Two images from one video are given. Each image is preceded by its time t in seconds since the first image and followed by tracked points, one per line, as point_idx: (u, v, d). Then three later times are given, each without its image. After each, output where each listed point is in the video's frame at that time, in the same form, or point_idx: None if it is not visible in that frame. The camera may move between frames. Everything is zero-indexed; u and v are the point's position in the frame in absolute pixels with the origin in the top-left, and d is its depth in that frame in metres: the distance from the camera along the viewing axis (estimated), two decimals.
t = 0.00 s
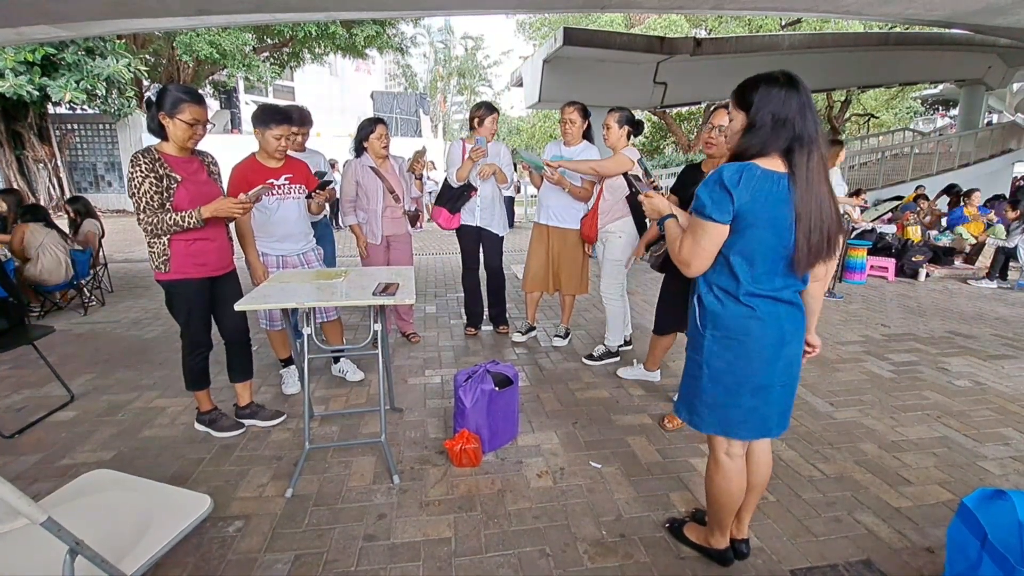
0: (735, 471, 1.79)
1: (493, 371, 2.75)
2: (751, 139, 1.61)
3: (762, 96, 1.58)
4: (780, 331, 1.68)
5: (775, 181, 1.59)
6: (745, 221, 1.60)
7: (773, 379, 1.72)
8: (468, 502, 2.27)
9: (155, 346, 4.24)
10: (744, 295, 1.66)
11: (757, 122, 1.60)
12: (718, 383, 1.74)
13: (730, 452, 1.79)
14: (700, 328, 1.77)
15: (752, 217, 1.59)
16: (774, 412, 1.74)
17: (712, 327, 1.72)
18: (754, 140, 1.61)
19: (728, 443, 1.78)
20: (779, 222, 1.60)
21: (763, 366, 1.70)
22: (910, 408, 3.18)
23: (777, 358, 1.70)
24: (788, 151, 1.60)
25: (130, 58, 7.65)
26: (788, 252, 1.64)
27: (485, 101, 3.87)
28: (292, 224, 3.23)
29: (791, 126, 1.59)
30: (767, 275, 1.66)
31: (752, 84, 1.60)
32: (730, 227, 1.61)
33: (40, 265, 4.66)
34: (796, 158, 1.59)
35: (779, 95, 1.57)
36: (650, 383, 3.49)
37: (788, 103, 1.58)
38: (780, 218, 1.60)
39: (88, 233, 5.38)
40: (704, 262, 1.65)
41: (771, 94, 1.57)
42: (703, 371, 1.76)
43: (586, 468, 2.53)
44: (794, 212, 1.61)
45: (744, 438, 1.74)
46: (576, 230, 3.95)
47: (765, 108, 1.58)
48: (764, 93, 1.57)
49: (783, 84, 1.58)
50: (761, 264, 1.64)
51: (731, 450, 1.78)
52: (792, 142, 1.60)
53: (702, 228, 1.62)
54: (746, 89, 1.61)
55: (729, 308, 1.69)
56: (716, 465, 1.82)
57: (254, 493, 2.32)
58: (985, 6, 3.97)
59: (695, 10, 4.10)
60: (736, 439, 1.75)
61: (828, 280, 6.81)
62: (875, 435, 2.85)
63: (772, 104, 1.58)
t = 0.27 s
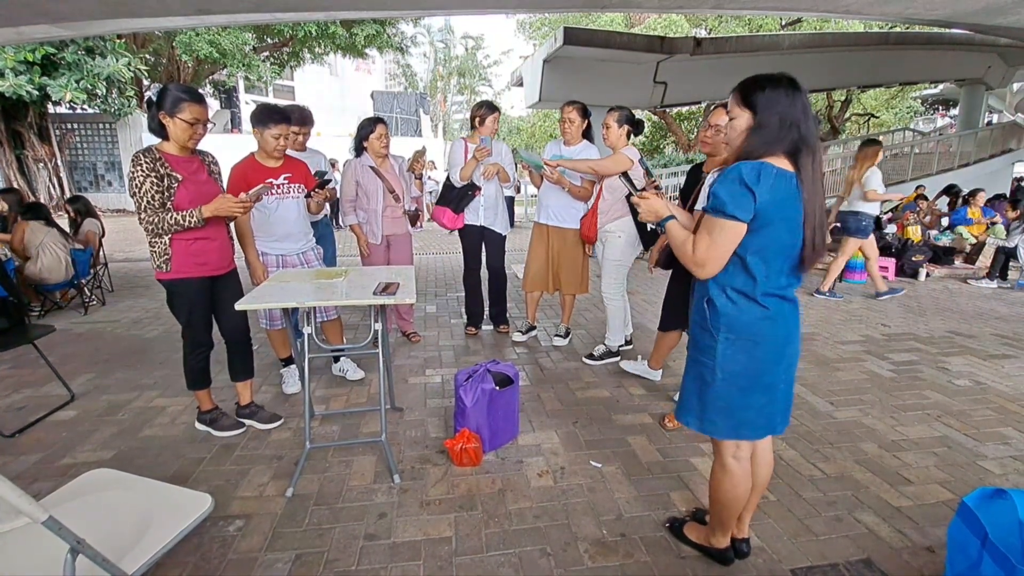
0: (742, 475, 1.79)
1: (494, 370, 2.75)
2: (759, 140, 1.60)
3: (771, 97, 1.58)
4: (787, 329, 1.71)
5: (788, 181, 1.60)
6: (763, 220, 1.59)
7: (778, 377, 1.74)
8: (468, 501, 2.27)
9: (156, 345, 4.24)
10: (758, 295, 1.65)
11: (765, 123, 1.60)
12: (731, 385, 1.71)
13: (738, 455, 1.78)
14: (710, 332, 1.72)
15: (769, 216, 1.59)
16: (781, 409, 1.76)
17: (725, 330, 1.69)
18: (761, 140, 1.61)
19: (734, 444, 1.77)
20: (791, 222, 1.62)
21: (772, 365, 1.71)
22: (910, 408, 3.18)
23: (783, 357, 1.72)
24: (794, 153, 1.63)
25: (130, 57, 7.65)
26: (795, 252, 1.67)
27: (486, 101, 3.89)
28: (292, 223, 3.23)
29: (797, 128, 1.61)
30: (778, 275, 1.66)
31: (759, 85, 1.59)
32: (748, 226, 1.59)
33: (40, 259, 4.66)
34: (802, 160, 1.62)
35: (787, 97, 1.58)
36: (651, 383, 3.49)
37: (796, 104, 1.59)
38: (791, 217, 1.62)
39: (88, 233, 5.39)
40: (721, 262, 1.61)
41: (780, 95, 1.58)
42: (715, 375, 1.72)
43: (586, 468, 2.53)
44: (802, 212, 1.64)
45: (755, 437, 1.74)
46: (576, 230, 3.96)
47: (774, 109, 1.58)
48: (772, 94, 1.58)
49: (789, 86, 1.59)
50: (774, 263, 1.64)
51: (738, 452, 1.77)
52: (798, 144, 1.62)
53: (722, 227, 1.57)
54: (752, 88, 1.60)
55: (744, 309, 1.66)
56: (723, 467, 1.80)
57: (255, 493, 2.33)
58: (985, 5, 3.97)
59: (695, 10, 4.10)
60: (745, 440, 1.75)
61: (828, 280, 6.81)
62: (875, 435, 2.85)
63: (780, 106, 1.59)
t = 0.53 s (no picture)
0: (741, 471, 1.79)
1: (494, 370, 2.75)
2: (765, 139, 1.61)
3: (777, 96, 1.59)
4: (788, 327, 1.73)
5: (794, 179, 1.61)
6: (772, 215, 1.59)
7: (779, 375, 1.75)
8: (468, 501, 2.28)
9: (156, 345, 4.24)
10: (765, 293, 1.66)
11: (771, 123, 1.60)
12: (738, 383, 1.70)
13: (738, 452, 1.78)
14: (718, 330, 1.70)
15: (777, 213, 1.60)
16: (782, 405, 1.78)
17: (733, 328, 1.67)
18: (766, 139, 1.61)
19: (734, 442, 1.77)
20: (795, 220, 1.65)
21: (776, 361, 1.72)
22: (910, 408, 3.18)
23: (784, 354, 1.74)
24: (796, 153, 1.65)
25: (130, 57, 7.64)
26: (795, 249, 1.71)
27: (488, 100, 3.89)
28: (292, 223, 3.23)
29: (799, 128, 1.63)
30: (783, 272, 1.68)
31: (765, 85, 1.59)
32: (758, 222, 1.58)
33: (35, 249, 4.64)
34: (803, 161, 1.66)
35: (792, 97, 1.60)
36: (651, 383, 3.49)
37: (800, 105, 1.61)
38: (795, 214, 1.65)
39: (89, 232, 5.41)
40: (730, 257, 1.58)
41: (784, 95, 1.59)
42: (722, 374, 1.70)
43: (586, 467, 2.53)
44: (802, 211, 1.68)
45: (758, 435, 1.75)
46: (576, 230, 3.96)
47: (779, 109, 1.60)
48: (777, 94, 1.59)
49: (792, 86, 1.61)
50: (780, 260, 1.66)
51: (738, 449, 1.77)
52: (800, 145, 1.64)
53: (736, 222, 1.55)
54: (758, 86, 1.60)
55: (751, 306, 1.66)
56: (722, 465, 1.80)
57: (255, 492, 2.33)
58: (986, 5, 3.97)
59: (695, 10, 4.10)
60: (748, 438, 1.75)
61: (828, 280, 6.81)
62: (875, 435, 2.85)
63: (785, 106, 1.60)
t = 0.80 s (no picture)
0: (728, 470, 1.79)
1: (494, 369, 2.75)
2: (760, 138, 1.61)
3: (775, 95, 1.59)
4: (783, 324, 1.72)
5: (789, 176, 1.61)
6: (765, 212, 1.59)
7: (773, 372, 1.75)
8: (468, 500, 2.28)
9: (156, 344, 4.24)
10: (757, 289, 1.66)
11: (768, 121, 1.61)
12: (729, 379, 1.71)
13: (724, 445, 1.79)
14: (709, 325, 1.71)
15: (770, 209, 1.60)
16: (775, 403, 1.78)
17: (724, 324, 1.68)
18: (763, 138, 1.61)
19: (723, 436, 1.78)
20: (789, 217, 1.64)
21: (770, 358, 1.72)
22: (910, 407, 3.18)
23: (778, 352, 1.74)
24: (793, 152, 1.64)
25: (130, 57, 7.64)
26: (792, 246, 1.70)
27: (489, 99, 3.90)
28: (292, 221, 3.22)
29: (795, 127, 1.62)
30: (777, 269, 1.68)
31: (761, 83, 1.60)
32: (747, 217, 1.59)
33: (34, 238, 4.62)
34: (802, 160, 1.65)
35: (787, 95, 1.60)
36: (651, 382, 3.50)
37: (799, 105, 1.61)
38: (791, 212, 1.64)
39: (88, 232, 5.42)
40: (717, 250, 1.59)
41: (781, 93, 1.59)
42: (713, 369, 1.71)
43: (586, 467, 2.53)
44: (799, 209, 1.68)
45: (749, 431, 1.75)
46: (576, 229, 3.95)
47: (774, 107, 1.60)
48: (776, 93, 1.59)
49: (788, 85, 1.61)
50: (774, 257, 1.66)
51: (726, 443, 1.79)
52: (796, 143, 1.64)
53: (725, 217, 1.56)
54: (756, 85, 1.60)
55: (743, 303, 1.66)
56: (711, 458, 1.81)
57: (255, 492, 2.33)
58: (986, 5, 3.97)
59: (695, 9, 4.10)
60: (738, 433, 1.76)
61: (829, 279, 6.80)
62: (875, 434, 2.85)
63: (781, 104, 1.60)
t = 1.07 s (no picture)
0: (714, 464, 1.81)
1: (494, 369, 2.75)
2: (745, 140, 1.61)
3: (757, 98, 1.60)
4: (770, 325, 1.70)
5: (770, 178, 1.61)
6: (742, 215, 1.60)
7: (760, 373, 1.73)
8: (468, 500, 2.28)
9: (157, 344, 4.25)
10: (739, 290, 1.66)
11: (751, 124, 1.61)
12: (710, 377, 1.72)
13: (708, 439, 1.80)
14: (691, 324, 1.73)
15: (749, 211, 1.60)
16: (763, 404, 1.76)
17: (704, 323, 1.70)
18: (748, 140, 1.61)
19: (708, 432, 1.79)
20: (772, 219, 1.63)
21: (754, 358, 1.71)
22: (910, 407, 3.18)
23: (765, 352, 1.72)
24: (780, 154, 1.63)
25: (130, 57, 7.63)
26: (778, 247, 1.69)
27: (491, 98, 3.91)
28: (294, 221, 3.22)
29: (782, 129, 1.62)
30: (761, 271, 1.67)
31: (744, 87, 1.61)
32: (725, 220, 1.61)
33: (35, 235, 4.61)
34: (789, 160, 1.64)
35: (771, 98, 1.61)
36: (651, 382, 3.50)
37: (783, 106, 1.61)
38: (774, 213, 1.63)
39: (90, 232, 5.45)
40: (697, 254, 1.62)
41: (764, 97, 1.60)
42: (694, 367, 1.73)
43: (586, 466, 2.54)
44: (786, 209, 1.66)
45: (734, 429, 1.75)
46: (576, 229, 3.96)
47: (758, 109, 1.60)
48: (757, 96, 1.60)
49: (773, 88, 1.61)
50: (756, 258, 1.65)
51: (710, 437, 1.80)
52: (783, 145, 1.63)
53: (700, 221, 1.59)
54: (738, 89, 1.62)
55: (724, 303, 1.67)
56: (697, 454, 1.82)
57: (255, 492, 2.33)
58: (985, 5, 3.97)
59: (695, 9, 4.10)
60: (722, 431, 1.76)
61: (828, 279, 6.80)
62: (875, 434, 2.86)
63: (764, 107, 1.61)
